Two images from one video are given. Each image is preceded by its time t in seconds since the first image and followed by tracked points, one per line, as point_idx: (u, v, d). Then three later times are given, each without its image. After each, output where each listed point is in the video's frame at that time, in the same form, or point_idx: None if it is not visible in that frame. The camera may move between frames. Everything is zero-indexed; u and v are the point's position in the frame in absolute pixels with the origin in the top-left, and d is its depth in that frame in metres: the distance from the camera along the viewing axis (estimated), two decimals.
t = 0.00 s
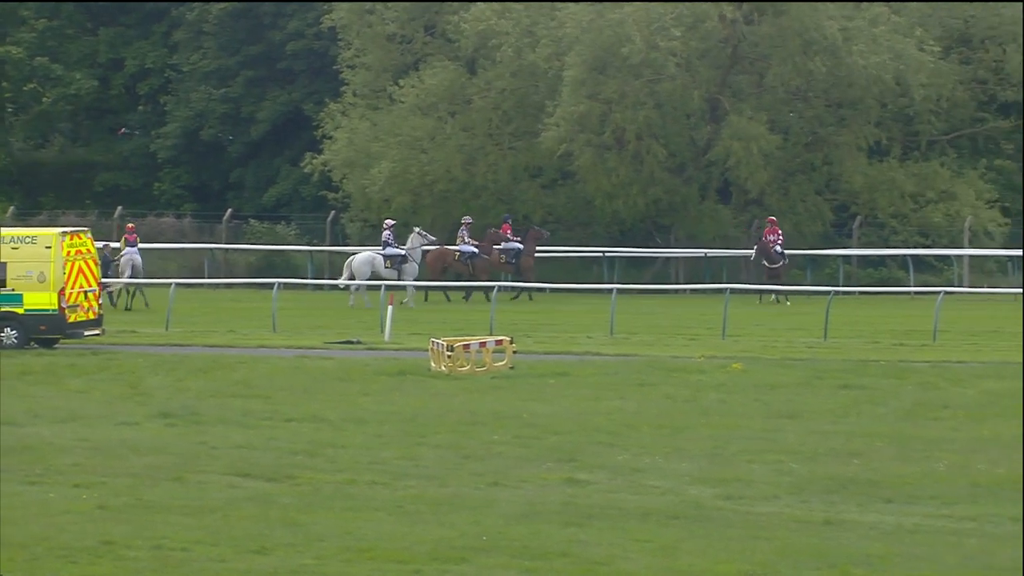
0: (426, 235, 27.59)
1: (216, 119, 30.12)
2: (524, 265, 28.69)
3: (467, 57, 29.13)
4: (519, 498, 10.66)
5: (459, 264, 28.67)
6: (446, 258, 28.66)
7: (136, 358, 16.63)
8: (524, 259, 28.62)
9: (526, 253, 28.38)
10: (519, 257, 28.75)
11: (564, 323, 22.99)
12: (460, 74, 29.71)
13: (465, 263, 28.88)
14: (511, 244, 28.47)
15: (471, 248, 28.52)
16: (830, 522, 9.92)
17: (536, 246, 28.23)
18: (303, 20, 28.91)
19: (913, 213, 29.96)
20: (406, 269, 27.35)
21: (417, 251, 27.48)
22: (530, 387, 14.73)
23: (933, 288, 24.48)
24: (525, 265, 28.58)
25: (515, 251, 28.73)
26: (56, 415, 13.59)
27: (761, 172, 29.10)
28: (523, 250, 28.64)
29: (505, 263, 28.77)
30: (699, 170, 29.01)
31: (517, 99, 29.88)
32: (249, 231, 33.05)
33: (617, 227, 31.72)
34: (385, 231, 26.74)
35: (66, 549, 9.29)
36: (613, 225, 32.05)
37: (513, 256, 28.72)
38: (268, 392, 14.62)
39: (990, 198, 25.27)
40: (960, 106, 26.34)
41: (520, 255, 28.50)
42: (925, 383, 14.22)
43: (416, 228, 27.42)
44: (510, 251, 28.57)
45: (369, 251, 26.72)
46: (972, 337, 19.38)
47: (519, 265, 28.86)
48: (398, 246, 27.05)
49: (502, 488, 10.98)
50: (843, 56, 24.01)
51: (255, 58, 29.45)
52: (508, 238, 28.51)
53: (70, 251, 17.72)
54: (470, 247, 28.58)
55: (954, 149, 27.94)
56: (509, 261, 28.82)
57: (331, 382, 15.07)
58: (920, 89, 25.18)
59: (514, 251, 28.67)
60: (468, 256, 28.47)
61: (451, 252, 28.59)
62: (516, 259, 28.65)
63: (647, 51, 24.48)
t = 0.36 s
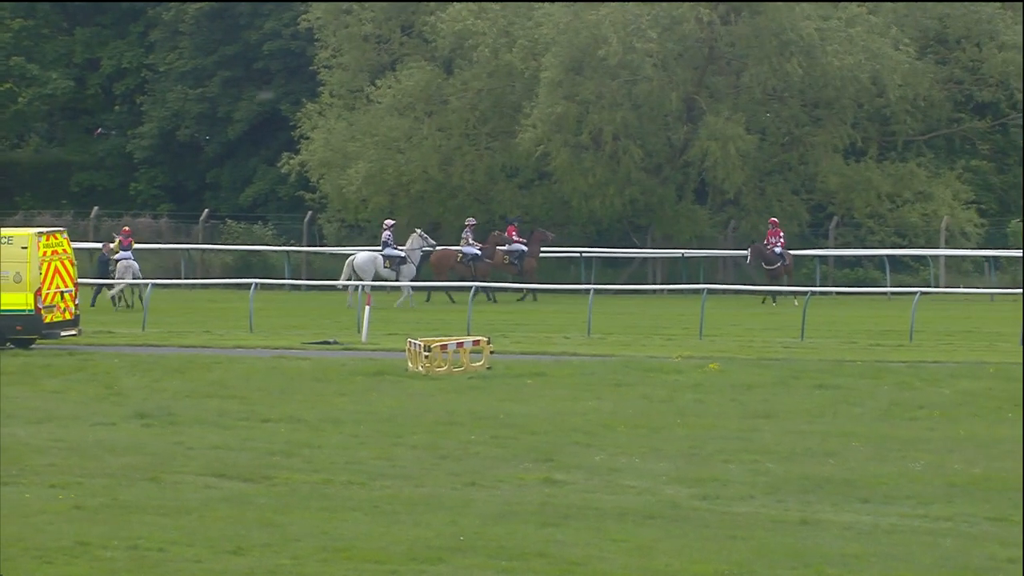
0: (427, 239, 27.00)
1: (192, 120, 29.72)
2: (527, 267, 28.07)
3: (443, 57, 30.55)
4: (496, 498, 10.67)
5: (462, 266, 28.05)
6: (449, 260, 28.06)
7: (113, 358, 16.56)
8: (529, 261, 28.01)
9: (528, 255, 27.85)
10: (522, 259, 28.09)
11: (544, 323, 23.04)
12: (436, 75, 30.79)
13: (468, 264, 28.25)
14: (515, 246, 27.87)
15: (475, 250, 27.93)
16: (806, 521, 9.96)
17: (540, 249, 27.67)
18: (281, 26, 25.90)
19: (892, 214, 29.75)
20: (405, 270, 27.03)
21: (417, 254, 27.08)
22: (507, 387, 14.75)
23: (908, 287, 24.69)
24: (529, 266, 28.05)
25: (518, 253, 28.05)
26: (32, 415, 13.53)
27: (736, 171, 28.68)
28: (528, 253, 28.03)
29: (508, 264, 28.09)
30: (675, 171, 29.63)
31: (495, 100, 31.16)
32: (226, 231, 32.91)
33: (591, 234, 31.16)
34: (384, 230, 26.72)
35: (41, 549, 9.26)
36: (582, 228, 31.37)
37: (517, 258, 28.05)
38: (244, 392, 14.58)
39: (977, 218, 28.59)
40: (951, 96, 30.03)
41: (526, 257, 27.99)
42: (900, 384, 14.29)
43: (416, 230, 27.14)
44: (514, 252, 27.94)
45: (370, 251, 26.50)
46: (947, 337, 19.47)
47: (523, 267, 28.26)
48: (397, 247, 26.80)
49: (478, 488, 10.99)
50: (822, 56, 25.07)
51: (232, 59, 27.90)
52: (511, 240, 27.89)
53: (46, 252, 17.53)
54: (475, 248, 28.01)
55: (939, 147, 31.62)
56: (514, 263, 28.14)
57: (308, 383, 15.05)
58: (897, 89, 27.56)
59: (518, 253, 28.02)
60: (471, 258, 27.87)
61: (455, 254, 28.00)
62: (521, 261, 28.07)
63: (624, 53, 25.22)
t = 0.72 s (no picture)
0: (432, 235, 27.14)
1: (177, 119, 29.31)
2: (540, 266, 27.98)
3: (426, 57, 30.76)
4: (480, 498, 10.67)
5: (473, 265, 27.90)
6: (460, 259, 27.94)
7: (97, 358, 16.51)
8: (541, 261, 27.93)
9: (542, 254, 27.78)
10: (535, 258, 28.00)
11: (529, 323, 22.97)
12: (420, 75, 30.81)
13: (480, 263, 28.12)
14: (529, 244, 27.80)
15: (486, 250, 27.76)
16: (789, 521, 9.98)
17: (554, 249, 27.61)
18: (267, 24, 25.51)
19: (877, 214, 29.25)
20: (412, 270, 27.15)
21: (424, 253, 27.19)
22: (492, 386, 14.75)
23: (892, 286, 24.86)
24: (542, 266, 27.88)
25: (531, 252, 27.96)
26: (16, 415, 13.48)
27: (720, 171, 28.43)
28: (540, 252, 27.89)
29: (520, 264, 28.01)
30: (660, 171, 29.80)
31: (479, 100, 31.20)
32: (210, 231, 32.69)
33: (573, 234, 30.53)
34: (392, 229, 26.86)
35: (25, 549, 9.24)
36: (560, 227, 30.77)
37: (530, 257, 27.96)
38: (229, 392, 14.56)
39: (960, 218, 28.53)
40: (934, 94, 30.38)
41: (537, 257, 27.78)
42: (884, 383, 14.34)
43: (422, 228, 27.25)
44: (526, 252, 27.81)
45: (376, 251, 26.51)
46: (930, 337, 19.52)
47: (535, 266, 28.21)
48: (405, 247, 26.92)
49: (463, 487, 10.99)
50: (803, 56, 26.34)
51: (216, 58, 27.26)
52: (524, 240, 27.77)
53: (30, 251, 17.52)
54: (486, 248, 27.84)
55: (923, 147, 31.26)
56: (526, 263, 28.06)
57: (292, 382, 15.03)
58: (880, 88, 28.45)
59: (531, 252, 27.93)
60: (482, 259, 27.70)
61: (466, 254, 27.88)
62: (533, 261, 27.98)
63: (607, 53, 26.22)
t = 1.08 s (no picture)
0: (449, 237, 27.14)
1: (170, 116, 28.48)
2: (560, 268, 27.80)
3: (420, 57, 30.03)
4: (474, 498, 10.67)
5: (493, 266, 27.79)
6: (481, 260, 27.85)
7: (90, 358, 16.49)
8: (562, 261, 27.67)
9: (562, 255, 27.53)
10: (556, 259, 27.82)
11: (524, 323, 22.94)
12: (414, 74, 30.59)
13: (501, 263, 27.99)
14: (550, 246, 27.58)
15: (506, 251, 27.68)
16: (782, 520, 10.00)
17: (574, 251, 27.37)
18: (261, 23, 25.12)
19: (869, 213, 29.52)
20: (428, 270, 27.22)
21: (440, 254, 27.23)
22: (486, 385, 14.78)
23: (886, 286, 24.93)
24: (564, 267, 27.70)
25: (552, 254, 27.75)
26: (8, 415, 13.45)
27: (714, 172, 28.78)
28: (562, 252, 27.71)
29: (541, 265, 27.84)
30: (653, 170, 30.04)
31: (472, 99, 31.02)
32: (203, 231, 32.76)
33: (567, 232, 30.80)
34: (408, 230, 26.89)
35: (17, 549, 9.22)
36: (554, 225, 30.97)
37: (551, 258, 27.78)
38: (222, 392, 14.54)
39: (953, 218, 28.82)
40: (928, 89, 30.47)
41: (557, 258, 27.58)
42: (877, 383, 14.37)
43: (439, 228, 27.21)
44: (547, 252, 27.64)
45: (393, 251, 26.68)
46: (923, 337, 19.55)
47: (555, 267, 28.06)
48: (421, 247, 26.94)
49: (456, 487, 11.00)
50: (796, 56, 25.84)
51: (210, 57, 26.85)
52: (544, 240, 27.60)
53: (23, 251, 17.49)
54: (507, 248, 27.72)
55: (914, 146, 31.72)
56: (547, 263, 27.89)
57: (285, 382, 15.02)
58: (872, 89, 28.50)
59: (552, 253, 27.75)
60: (503, 259, 27.55)
61: (486, 254, 27.78)
62: (554, 261, 27.79)
63: (601, 54, 25.33)
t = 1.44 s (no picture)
0: (467, 236, 27.68)
1: (163, 118, 28.04)
2: (586, 267, 27.86)
3: (415, 56, 30.04)
4: (468, 498, 10.67)
5: (516, 267, 27.91)
6: (504, 261, 28.00)
7: (84, 358, 16.49)
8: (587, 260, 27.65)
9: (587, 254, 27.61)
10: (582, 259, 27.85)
11: (513, 323, 22.99)
12: (408, 74, 30.60)
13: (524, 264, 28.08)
14: (574, 246, 27.64)
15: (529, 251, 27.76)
16: (777, 521, 10.01)
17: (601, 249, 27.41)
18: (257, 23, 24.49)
19: (864, 213, 30.08)
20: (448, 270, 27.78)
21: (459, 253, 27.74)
22: (480, 386, 14.79)
23: (881, 286, 24.93)
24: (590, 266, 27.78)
25: (578, 253, 27.80)
26: (2, 416, 13.43)
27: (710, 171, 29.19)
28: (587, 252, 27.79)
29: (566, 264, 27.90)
30: (648, 171, 30.16)
31: (466, 100, 31.02)
32: (198, 232, 32.79)
33: (561, 232, 30.99)
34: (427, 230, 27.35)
35: (12, 550, 9.22)
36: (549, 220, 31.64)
37: (576, 258, 27.86)
38: (216, 392, 14.53)
39: (948, 218, 28.84)
40: (922, 95, 29.77)
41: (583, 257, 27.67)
42: (872, 384, 14.38)
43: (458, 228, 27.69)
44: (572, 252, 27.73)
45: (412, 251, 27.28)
46: (918, 337, 19.56)
47: (581, 267, 28.11)
48: (440, 248, 27.51)
49: (450, 487, 11.00)
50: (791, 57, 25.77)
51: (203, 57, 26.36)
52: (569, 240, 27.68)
53: (17, 251, 17.44)
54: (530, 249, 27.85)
55: (909, 146, 31.80)
56: (573, 263, 27.94)
57: (280, 383, 15.00)
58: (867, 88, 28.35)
59: (577, 253, 27.82)
60: (526, 260, 27.65)
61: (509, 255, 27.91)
62: (580, 261, 27.87)
63: (595, 52, 25.29)
